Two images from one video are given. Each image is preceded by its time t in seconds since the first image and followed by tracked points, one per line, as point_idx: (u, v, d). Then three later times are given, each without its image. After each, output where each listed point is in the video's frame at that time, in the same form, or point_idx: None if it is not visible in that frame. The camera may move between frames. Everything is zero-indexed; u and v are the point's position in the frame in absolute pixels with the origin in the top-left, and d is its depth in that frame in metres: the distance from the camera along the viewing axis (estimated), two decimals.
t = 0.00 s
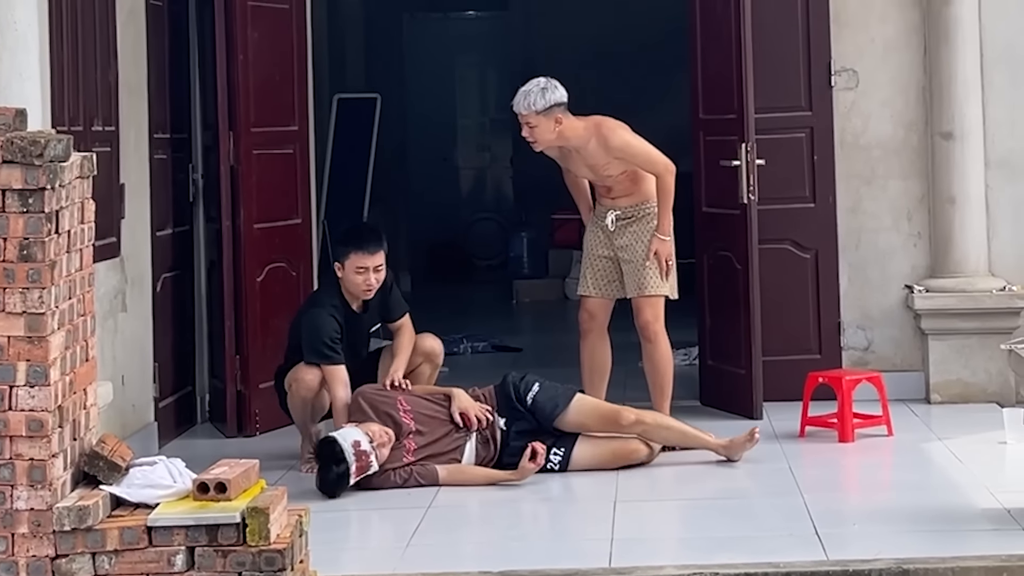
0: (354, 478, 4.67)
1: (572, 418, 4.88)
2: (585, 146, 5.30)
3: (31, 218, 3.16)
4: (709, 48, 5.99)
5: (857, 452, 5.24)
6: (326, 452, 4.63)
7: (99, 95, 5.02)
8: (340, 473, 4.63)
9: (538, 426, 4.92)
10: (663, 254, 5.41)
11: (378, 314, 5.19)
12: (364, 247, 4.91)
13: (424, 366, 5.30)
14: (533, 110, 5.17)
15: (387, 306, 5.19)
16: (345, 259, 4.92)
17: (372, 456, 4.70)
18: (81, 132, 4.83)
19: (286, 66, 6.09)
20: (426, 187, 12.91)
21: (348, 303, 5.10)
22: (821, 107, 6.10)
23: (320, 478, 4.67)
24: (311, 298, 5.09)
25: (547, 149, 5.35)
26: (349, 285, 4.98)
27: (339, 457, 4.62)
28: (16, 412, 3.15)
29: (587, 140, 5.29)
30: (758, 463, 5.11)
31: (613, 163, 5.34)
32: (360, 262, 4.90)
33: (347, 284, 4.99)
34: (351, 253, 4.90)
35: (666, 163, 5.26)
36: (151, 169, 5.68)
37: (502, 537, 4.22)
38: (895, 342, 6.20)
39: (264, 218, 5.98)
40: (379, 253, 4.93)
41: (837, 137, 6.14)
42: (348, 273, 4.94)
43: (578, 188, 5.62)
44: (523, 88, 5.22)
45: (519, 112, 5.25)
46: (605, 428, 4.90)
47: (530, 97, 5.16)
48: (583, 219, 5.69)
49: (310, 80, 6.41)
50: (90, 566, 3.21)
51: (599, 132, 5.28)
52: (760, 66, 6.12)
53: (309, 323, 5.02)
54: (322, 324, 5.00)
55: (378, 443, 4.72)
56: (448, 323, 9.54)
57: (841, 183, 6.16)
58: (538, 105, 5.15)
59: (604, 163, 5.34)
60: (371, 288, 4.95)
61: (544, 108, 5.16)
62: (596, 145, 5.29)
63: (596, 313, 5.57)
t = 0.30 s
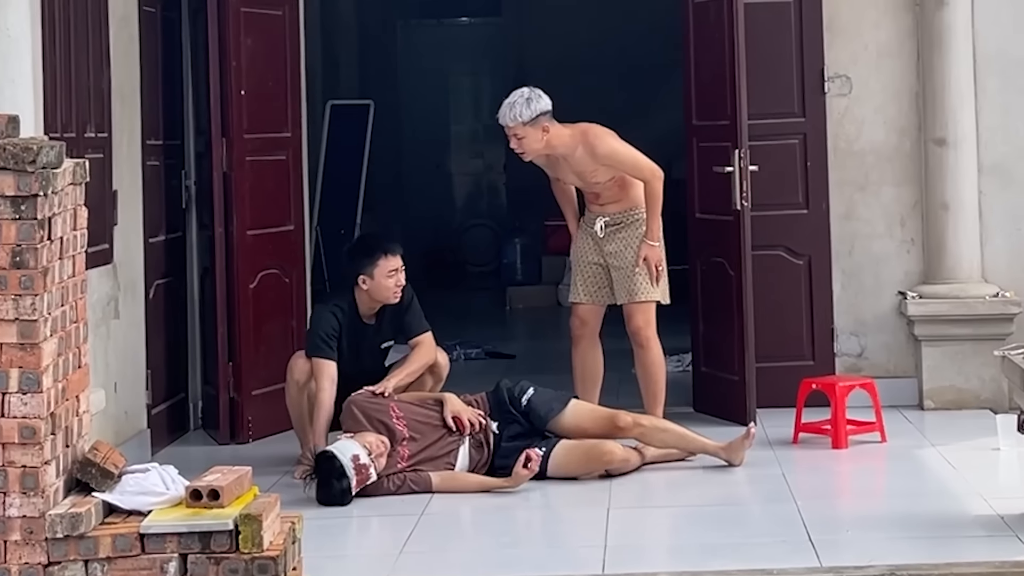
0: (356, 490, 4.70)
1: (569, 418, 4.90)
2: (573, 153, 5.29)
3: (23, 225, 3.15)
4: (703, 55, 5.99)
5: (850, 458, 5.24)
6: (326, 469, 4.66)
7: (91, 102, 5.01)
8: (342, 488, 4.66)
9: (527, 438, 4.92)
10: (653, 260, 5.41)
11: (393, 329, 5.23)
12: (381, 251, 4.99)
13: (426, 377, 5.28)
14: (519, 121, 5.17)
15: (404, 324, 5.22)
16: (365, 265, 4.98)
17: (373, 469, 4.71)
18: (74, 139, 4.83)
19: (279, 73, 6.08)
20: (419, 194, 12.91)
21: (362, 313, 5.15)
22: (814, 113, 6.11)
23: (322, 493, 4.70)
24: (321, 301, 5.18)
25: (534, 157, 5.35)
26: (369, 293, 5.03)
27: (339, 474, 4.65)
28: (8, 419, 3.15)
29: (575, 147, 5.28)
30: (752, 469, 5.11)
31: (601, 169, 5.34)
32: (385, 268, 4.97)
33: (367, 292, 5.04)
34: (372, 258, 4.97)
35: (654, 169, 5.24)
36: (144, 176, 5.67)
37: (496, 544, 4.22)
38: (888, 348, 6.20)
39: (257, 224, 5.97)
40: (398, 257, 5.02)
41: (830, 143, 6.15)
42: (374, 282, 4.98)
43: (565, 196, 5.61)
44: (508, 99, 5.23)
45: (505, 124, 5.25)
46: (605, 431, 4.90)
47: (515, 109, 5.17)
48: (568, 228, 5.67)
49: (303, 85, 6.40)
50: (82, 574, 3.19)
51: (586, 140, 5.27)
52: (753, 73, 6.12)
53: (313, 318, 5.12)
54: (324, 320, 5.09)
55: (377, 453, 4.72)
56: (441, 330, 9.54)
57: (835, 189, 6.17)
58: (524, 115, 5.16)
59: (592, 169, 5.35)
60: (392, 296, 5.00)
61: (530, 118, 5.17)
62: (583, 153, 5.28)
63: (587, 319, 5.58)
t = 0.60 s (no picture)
0: (346, 498, 4.67)
1: (570, 427, 4.93)
2: (561, 160, 5.29)
3: (17, 230, 3.15)
4: (696, 60, 6.00)
5: (843, 464, 5.24)
6: (318, 475, 4.62)
7: (84, 107, 5.01)
8: (333, 496, 4.63)
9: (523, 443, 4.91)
10: (643, 266, 5.40)
11: (388, 333, 5.23)
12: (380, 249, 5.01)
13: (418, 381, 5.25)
14: (506, 129, 5.19)
15: (400, 328, 5.22)
16: (362, 262, 4.99)
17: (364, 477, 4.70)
18: (67, 144, 4.82)
19: (272, 78, 6.08)
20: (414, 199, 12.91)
21: (358, 312, 5.15)
22: (807, 118, 6.11)
23: (312, 499, 4.66)
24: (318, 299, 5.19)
25: (523, 165, 5.37)
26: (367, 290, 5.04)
27: (331, 481, 4.62)
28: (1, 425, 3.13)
29: (563, 154, 5.29)
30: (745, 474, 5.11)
31: (589, 176, 5.33)
32: (383, 264, 4.98)
33: (365, 290, 5.05)
34: (369, 255, 4.98)
35: (642, 175, 5.26)
36: (137, 181, 5.66)
37: (489, 550, 4.21)
38: (882, 353, 6.21)
39: (250, 230, 5.96)
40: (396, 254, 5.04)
41: (824, 148, 6.15)
42: (373, 278, 4.99)
43: (553, 203, 5.60)
44: (496, 107, 5.25)
45: (493, 133, 5.28)
46: (604, 439, 4.94)
47: (502, 117, 5.19)
48: (556, 234, 5.67)
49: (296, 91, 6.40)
50: None
51: (574, 146, 5.27)
52: (747, 78, 6.13)
53: (308, 313, 5.13)
54: (319, 315, 5.10)
55: (369, 462, 4.71)
56: (434, 335, 9.53)
57: (828, 195, 6.17)
58: (511, 123, 5.17)
59: (580, 176, 5.33)
60: (389, 293, 5.01)
61: (517, 126, 5.18)
62: (572, 159, 5.29)
63: (577, 324, 5.58)
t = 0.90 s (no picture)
0: (340, 500, 4.66)
1: (567, 429, 4.96)
2: (555, 164, 5.29)
3: (10, 234, 3.14)
4: (690, 63, 6.00)
5: (837, 467, 5.24)
6: (313, 478, 4.60)
7: (78, 111, 5.00)
8: (327, 498, 4.62)
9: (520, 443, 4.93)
10: (635, 268, 5.41)
11: (371, 332, 5.24)
12: (355, 245, 5.05)
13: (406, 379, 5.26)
14: (499, 135, 5.18)
15: (383, 326, 5.24)
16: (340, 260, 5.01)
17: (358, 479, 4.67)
18: (60, 148, 4.81)
19: (265, 82, 6.08)
20: (407, 203, 12.91)
21: (341, 313, 5.16)
22: (801, 122, 6.11)
23: (306, 501, 4.65)
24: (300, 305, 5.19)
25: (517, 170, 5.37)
26: (349, 289, 5.06)
27: (326, 485, 4.60)
28: None
29: (557, 158, 5.28)
30: (740, 478, 5.11)
31: (583, 179, 5.33)
32: (361, 259, 5.01)
33: (346, 289, 5.06)
34: (346, 252, 5.00)
35: (635, 179, 5.26)
36: (131, 185, 5.66)
37: (483, 554, 4.20)
38: (876, 357, 6.22)
39: (244, 234, 5.95)
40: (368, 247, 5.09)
41: (817, 151, 6.16)
42: (354, 275, 5.01)
43: (545, 207, 5.60)
44: (489, 113, 5.25)
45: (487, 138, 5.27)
46: (601, 440, 4.97)
47: (495, 123, 5.18)
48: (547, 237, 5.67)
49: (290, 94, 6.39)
50: None
51: (568, 150, 5.27)
52: (740, 82, 6.13)
53: (292, 319, 5.11)
54: (304, 318, 5.09)
55: (364, 465, 4.69)
56: (428, 339, 9.52)
57: (822, 199, 6.18)
58: (504, 129, 5.17)
59: (574, 180, 5.34)
60: (371, 287, 5.04)
61: (509, 132, 5.17)
62: (566, 163, 5.28)
63: (569, 328, 5.56)
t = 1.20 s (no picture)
0: (338, 492, 4.63)
1: (556, 430, 4.97)
2: (553, 167, 5.27)
3: (4, 237, 3.14)
4: (685, 67, 6.00)
5: (832, 471, 5.24)
6: (311, 469, 4.57)
7: (72, 114, 4.99)
8: (325, 489, 4.59)
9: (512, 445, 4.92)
10: (630, 271, 5.42)
11: (356, 336, 5.23)
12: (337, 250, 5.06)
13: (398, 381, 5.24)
14: (497, 142, 5.15)
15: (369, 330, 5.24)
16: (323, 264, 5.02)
17: (355, 472, 4.66)
18: (55, 151, 4.81)
19: (260, 85, 6.07)
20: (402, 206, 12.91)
21: (325, 318, 5.15)
22: (796, 125, 6.11)
23: (305, 494, 4.61)
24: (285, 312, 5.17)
25: (514, 175, 5.34)
26: (332, 294, 5.07)
27: (324, 476, 4.58)
28: None
29: (555, 161, 5.26)
30: (734, 481, 5.12)
31: (581, 183, 5.34)
32: (345, 263, 5.03)
33: (330, 294, 5.06)
34: (329, 256, 5.02)
35: (633, 183, 5.28)
36: (125, 188, 5.65)
37: (477, 557, 4.20)
38: (870, 360, 6.22)
39: (238, 237, 5.94)
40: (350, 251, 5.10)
41: (812, 154, 6.16)
42: (339, 279, 5.02)
43: (539, 210, 5.61)
44: (484, 121, 5.21)
45: (484, 146, 5.23)
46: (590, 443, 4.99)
47: (492, 130, 5.14)
48: (543, 241, 5.68)
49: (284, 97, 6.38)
50: None
51: (566, 153, 5.25)
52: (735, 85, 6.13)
53: (278, 325, 5.08)
54: (291, 324, 5.06)
55: (361, 457, 4.69)
56: (422, 343, 9.52)
57: (817, 202, 6.18)
58: (502, 136, 5.13)
59: (572, 183, 5.34)
60: (355, 291, 5.06)
61: (508, 138, 5.14)
62: (564, 166, 5.27)
63: (565, 331, 5.57)
